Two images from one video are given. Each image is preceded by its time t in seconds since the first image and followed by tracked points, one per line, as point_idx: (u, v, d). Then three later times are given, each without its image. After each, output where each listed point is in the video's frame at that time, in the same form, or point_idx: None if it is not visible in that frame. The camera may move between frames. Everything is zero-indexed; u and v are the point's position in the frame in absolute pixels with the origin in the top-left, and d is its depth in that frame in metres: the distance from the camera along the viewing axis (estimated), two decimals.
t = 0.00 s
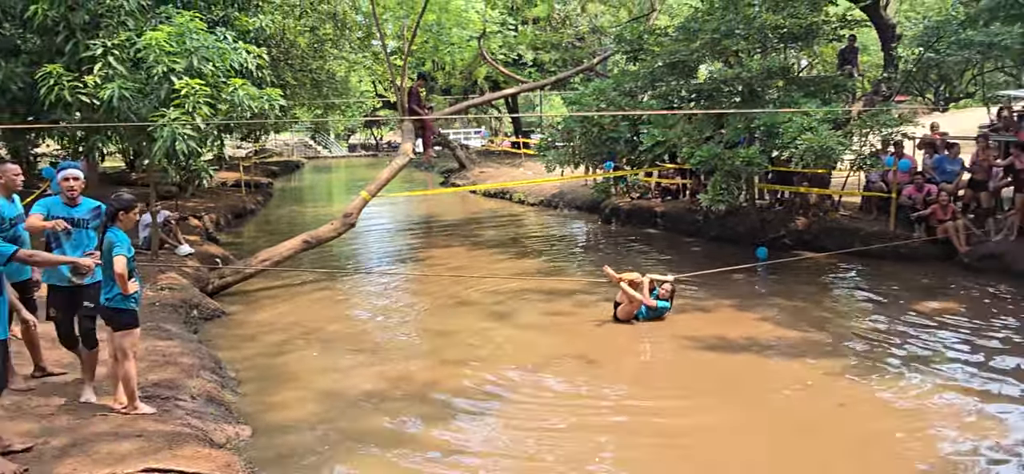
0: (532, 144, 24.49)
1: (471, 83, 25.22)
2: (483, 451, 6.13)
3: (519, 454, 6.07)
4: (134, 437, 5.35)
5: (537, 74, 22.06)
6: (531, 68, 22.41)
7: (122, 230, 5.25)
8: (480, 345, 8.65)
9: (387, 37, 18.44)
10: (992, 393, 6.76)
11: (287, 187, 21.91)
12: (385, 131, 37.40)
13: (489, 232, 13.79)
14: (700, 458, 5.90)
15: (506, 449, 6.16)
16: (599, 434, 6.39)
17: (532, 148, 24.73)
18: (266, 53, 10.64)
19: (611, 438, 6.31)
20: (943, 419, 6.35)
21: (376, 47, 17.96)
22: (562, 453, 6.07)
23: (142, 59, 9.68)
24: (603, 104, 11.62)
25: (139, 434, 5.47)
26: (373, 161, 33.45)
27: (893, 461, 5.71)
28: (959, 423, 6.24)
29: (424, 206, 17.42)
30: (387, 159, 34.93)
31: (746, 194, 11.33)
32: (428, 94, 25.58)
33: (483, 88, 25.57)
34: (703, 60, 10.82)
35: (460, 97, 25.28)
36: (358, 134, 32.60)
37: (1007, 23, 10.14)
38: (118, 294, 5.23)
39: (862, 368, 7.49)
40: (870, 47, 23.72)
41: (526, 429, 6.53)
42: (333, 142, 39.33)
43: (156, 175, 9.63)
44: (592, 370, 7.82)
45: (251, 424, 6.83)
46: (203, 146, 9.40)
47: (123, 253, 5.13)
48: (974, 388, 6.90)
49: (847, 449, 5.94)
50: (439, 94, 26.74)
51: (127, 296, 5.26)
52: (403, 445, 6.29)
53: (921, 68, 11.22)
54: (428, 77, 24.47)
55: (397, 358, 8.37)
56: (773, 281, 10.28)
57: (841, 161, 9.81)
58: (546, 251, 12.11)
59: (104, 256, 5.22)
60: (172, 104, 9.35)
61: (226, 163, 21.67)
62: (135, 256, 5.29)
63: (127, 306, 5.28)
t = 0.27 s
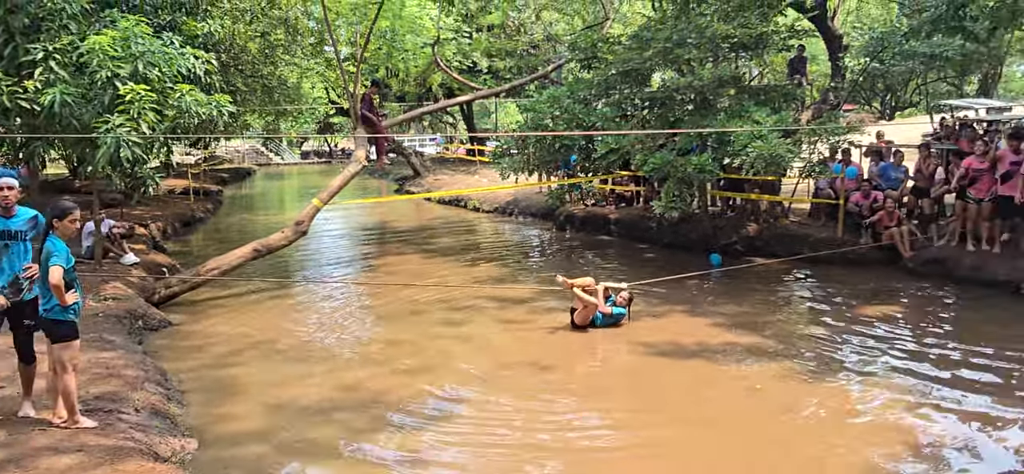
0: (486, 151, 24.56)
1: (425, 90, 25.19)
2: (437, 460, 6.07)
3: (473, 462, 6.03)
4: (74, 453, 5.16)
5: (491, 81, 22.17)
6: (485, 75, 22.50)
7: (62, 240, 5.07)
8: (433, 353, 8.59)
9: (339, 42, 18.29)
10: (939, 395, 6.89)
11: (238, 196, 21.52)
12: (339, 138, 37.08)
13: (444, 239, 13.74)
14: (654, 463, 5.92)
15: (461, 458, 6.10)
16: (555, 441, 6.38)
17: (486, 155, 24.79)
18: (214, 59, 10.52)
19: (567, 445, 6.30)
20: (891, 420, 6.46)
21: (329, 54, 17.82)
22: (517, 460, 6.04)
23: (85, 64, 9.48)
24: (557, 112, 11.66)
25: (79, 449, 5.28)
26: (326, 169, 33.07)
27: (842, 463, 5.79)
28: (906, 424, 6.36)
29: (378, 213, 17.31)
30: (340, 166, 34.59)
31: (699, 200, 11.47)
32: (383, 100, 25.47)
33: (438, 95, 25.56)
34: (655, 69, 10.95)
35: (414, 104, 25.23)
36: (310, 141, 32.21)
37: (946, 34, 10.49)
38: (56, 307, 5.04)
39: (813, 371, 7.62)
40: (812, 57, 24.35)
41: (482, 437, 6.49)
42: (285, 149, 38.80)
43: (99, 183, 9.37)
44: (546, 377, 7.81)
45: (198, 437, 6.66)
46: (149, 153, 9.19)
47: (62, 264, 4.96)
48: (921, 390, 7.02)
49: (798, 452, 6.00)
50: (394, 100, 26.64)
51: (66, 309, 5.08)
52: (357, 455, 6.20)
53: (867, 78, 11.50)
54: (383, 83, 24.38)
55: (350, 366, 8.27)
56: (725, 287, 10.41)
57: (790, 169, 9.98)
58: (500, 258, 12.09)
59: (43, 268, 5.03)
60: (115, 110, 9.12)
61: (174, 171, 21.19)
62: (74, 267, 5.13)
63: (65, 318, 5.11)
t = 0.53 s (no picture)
0: (448, 158, 24.56)
1: (387, 96, 25.10)
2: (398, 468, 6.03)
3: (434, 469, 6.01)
4: (23, 466, 5.02)
5: (453, 87, 22.19)
6: (447, 81, 22.52)
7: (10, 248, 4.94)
8: (393, 360, 8.54)
9: (298, 47, 18.14)
10: (893, 398, 7.02)
11: (195, 202, 21.15)
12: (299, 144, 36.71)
13: (405, 246, 13.68)
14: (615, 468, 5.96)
15: (422, 465, 6.08)
16: (516, 447, 6.38)
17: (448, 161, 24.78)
18: (171, 63, 10.34)
19: (528, 451, 6.30)
20: (847, 423, 6.57)
21: (289, 59, 17.66)
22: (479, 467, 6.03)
23: (36, 68, 9.27)
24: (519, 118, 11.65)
25: (28, 462, 5.14)
26: (286, 175, 32.68)
27: (799, 466, 5.87)
28: (861, 427, 6.47)
29: (340, 220, 17.20)
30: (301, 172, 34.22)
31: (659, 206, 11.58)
32: (344, 107, 25.32)
33: (399, 102, 25.50)
34: (615, 76, 11.05)
35: (376, 110, 25.12)
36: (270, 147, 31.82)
37: (898, 44, 10.75)
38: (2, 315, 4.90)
39: (770, 375, 7.73)
40: (767, 66, 24.80)
41: (443, 444, 6.47)
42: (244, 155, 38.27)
43: (50, 189, 9.15)
44: (507, 383, 7.82)
45: (152, 448, 6.51)
46: (103, 159, 9.01)
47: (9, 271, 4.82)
48: (876, 394, 7.15)
49: (757, 456, 6.07)
50: (355, 106, 26.48)
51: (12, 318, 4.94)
52: (316, 464, 6.13)
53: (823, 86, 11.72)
54: (344, 90, 24.22)
55: (309, 374, 8.18)
56: (685, 292, 10.52)
57: (749, 175, 10.12)
58: (462, 265, 12.08)
59: None
60: (68, 115, 8.93)
61: (129, 177, 20.76)
62: (23, 275, 5.00)
63: (13, 328, 4.98)
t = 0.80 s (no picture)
0: (416, 165, 24.55)
1: (355, 103, 25.02)
2: None
3: None
4: None
5: (421, 94, 22.21)
6: (415, 88, 22.53)
7: None
8: (359, 367, 8.52)
9: (264, 53, 18.02)
10: (855, 400, 7.14)
11: (158, 208, 20.85)
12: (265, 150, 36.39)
13: (372, 253, 13.64)
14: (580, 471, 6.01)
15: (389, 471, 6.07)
16: (483, 453, 6.40)
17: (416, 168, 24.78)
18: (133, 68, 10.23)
19: (495, 456, 6.33)
20: (808, 424, 6.69)
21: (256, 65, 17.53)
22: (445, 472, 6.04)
23: None
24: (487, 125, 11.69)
25: None
26: (251, 181, 32.34)
27: (763, 468, 5.95)
28: (824, 427, 6.58)
29: (307, 226, 17.10)
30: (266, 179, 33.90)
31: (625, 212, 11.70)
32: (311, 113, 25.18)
33: (367, 108, 25.43)
34: (581, 83, 11.15)
35: (344, 116, 25.02)
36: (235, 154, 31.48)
37: (858, 53, 10.99)
38: None
39: (734, 378, 7.84)
40: (729, 74, 25.17)
41: (409, 451, 6.47)
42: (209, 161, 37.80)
43: (8, 196, 8.98)
44: (474, 389, 7.84)
45: (114, 458, 6.42)
46: (63, 164, 8.87)
47: None
48: (839, 396, 7.27)
49: (722, 458, 6.13)
50: (322, 113, 26.35)
51: None
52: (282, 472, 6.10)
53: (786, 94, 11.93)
54: (311, 96, 24.10)
55: (275, 382, 8.12)
56: (652, 298, 10.62)
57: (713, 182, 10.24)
58: (429, 271, 12.08)
59: None
60: (27, 120, 8.78)
61: (91, 183, 20.40)
62: None
63: None
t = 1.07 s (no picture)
0: (395, 169, 24.52)
1: (333, 108, 24.95)
2: None
3: None
4: None
5: (399, 99, 22.21)
6: (393, 93, 22.52)
7: None
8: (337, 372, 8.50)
9: (242, 58, 17.94)
10: (829, 402, 7.24)
11: (135, 214, 20.64)
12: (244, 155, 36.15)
13: (350, 257, 13.63)
14: None
15: None
16: (461, 457, 6.42)
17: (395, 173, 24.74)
18: (108, 72, 10.15)
19: (472, 460, 6.35)
20: (782, 425, 6.78)
21: (233, 70, 17.43)
22: None
23: None
24: (465, 130, 11.75)
25: None
26: (229, 186, 32.11)
27: (736, 470, 6.01)
28: (797, 429, 6.66)
29: (285, 231, 17.04)
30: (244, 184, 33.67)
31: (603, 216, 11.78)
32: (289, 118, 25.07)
33: (345, 113, 25.37)
34: (559, 88, 11.22)
35: (322, 121, 24.95)
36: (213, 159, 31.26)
37: (831, 59, 11.15)
38: None
39: (710, 381, 7.92)
40: (704, 80, 25.37)
41: (387, 456, 6.47)
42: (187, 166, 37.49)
43: None
44: (452, 394, 7.85)
45: (88, 466, 6.37)
46: (36, 169, 8.79)
47: None
48: (813, 397, 7.36)
49: (697, 461, 6.19)
50: (300, 118, 26.25)
51: None
52: None
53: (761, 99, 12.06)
54: (289, 101, 24.01)
55: (252, 388, 8.09)
56: (629, 301, 10.69)
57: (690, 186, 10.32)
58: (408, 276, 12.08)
59: None
60: None
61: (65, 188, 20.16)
62: None
63: None
